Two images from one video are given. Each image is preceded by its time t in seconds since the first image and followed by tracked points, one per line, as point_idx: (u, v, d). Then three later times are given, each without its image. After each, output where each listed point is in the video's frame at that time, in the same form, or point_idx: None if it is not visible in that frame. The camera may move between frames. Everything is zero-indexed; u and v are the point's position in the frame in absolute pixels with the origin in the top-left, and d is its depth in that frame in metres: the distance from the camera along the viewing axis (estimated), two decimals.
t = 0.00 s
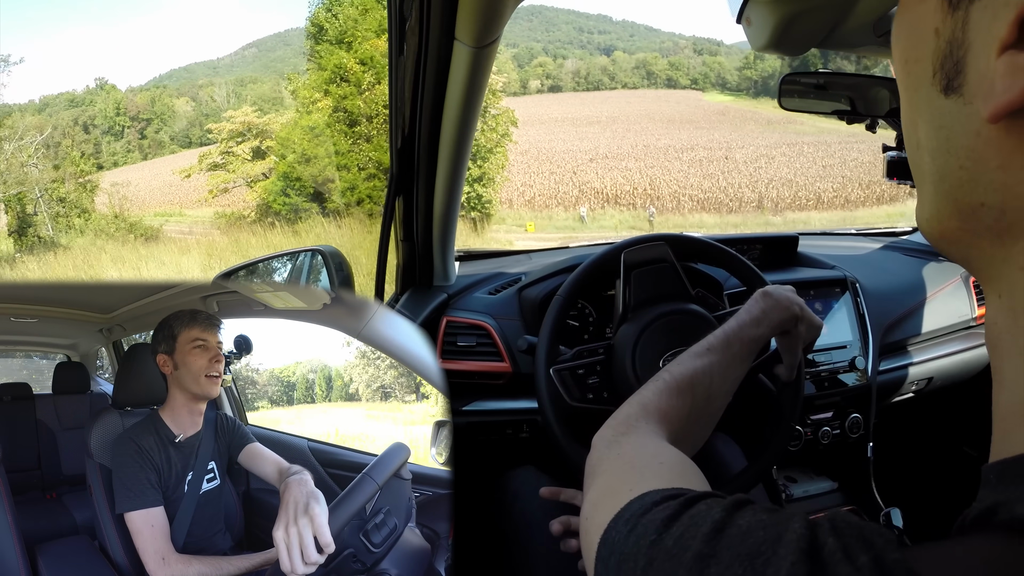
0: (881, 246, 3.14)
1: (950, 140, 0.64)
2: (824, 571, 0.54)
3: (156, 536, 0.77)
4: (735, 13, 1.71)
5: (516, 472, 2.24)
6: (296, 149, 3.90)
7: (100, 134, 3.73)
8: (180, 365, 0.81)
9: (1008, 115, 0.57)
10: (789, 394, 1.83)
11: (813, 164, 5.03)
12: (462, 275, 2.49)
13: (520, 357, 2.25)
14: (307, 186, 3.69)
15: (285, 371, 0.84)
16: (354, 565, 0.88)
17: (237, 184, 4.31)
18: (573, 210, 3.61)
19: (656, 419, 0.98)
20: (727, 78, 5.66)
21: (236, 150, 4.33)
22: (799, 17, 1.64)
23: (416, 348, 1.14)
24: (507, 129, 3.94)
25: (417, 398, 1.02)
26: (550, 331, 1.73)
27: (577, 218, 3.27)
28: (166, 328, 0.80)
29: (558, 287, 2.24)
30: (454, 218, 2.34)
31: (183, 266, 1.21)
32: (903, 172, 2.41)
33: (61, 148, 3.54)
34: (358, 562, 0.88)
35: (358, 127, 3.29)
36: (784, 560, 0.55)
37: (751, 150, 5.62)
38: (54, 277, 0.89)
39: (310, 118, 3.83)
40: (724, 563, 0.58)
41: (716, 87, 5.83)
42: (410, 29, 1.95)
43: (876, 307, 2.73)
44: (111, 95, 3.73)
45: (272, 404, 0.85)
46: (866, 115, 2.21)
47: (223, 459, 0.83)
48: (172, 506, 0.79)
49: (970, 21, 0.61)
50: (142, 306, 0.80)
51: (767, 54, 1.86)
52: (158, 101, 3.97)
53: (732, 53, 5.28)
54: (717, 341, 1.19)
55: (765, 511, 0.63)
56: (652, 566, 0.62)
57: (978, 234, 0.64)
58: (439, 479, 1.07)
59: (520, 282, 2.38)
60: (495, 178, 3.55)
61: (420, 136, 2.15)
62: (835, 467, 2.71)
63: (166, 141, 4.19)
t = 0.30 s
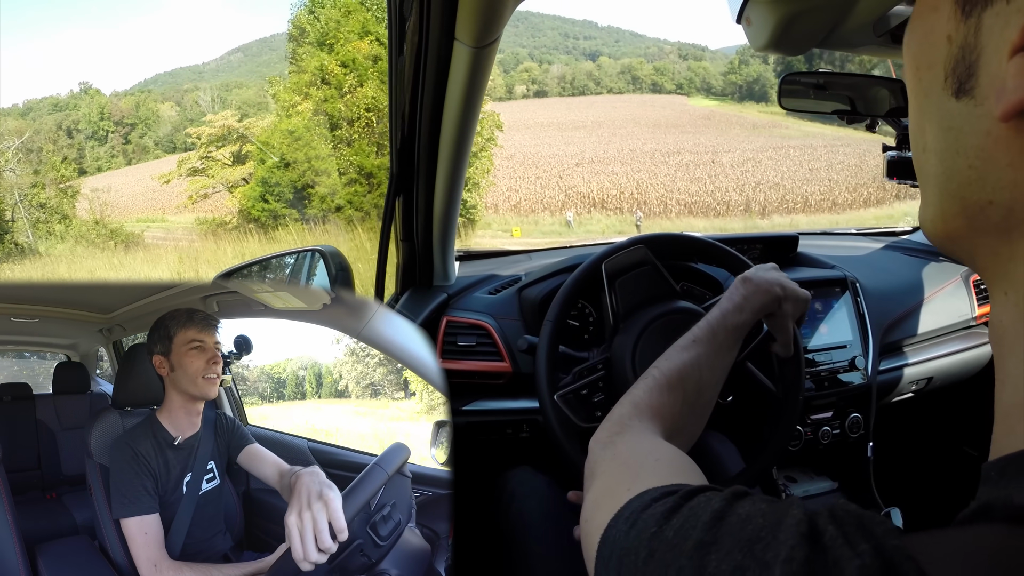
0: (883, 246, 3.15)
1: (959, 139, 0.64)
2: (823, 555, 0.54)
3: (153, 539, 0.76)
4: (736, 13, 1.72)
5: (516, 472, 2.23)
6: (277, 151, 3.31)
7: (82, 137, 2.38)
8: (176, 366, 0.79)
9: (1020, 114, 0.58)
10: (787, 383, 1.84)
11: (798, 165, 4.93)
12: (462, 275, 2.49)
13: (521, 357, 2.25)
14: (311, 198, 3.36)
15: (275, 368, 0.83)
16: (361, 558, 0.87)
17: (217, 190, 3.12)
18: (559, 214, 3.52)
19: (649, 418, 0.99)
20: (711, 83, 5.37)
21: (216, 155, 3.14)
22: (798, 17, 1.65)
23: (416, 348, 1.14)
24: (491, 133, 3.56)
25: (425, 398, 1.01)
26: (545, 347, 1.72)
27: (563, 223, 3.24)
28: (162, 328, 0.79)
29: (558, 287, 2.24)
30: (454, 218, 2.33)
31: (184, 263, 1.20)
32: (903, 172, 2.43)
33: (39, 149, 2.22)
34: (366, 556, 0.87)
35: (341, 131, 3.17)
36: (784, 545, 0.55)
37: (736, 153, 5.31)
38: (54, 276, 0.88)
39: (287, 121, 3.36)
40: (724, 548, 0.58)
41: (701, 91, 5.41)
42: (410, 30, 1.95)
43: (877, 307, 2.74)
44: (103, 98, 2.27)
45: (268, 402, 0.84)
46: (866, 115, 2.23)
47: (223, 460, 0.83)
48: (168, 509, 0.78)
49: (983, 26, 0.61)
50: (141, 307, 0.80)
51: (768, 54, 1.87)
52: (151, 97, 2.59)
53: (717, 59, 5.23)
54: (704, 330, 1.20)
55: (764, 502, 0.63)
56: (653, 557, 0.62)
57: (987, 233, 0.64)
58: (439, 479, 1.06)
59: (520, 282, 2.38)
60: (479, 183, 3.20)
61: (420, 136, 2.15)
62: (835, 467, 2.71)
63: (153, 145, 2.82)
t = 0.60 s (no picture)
0: (884, 246, 3.15)
1: (971, 139, 0.67)
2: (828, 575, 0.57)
3: (149, 535, 0.77)
4: (736, 12, 1.72)
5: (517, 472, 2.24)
6: (253, 154, 2.87)
7: (63, 142, 2.16)
8: (178, 365, 0.79)
9: None
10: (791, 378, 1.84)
11: (787, 162, 4.88)
12: (461, 275, 2.50)
13: (520, 357, 2.25)
14: (294, 198, 3.00)
15: (267, 371, 0.81)
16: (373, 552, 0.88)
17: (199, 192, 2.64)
18: (547, 214, 3.47)
19: (643, 423, 0.99)
20: (698, 79, 5.17)
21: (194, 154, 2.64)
22: (798, 17, 1.64)
23: (416, 348, 1.14)
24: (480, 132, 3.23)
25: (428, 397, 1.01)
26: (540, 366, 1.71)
27: (551, 223, 3.20)
28: (165, 327, 0.79)
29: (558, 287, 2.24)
30: (454, 218, 2.33)
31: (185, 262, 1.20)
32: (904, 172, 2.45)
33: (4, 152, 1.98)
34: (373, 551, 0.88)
35: (319, 130, 2.90)
36: (787, 567, 0.58)
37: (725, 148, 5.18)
38: (53, 277, 0.87)
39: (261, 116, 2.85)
40: (726, 570, 0.60)
41: (688, 88, 5.23)
42: (410, 30, 1.94)
43: (877, 307, 2.75)
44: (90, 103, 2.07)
45: (267, 404, 0.83)
46: (866, 115, 2.23)
47: (222, 460, 0.82)
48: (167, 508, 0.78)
49: (996, 21, 0.63)
50: (141, 307, 0.79)
51: (767, 54, 1.87)
52: (135, 99, 2.27)
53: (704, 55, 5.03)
54: (691, 325, 1.19)
55: (768, 519, 0.65)
56: None
57: (1000, 227, 0.68)
58: (439, 479, 1.08)
59: (519, 282, 2.38)
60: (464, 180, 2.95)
61: (420, 135, 2.14)
62: (835, 467, 2.72)
63: (136, 148, 2.46)
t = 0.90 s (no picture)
0: (882, 246, 3.16)
1: None
2: None
3: (145, 535, 0.76)
4: (736, 12, 1.72)
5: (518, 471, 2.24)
6: (235, 156, 2.73)
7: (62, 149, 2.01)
8: (170, 365, 0.79)
9: None
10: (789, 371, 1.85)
11: (778, 160, 4.79)
12: (461, 276, 2.50)
13: (520, 357, 2.26)
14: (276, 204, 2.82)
15: (259, 371, 0.83)
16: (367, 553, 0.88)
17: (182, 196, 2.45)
18: (537, 214, 3.45)
19: (619, 433, 1.00)
20: (687, 80, 5.31)
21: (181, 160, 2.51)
22: (798, 17, 1.65)
23: (416, 347, 1.15)
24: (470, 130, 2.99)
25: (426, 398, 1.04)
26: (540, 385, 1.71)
27: (542, 223, 3.17)
28: (157, 328, 0.78)
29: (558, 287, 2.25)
30: (454, 219, 2.34)
31: (186, 259, 1.19)
32: (904, 172, 2.44)
33: None
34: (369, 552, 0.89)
35: (304, 131, 2.90)
36: None
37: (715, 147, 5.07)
38: (53, 277, 0.87)
39: (250, 123, 2.76)
40: None
41: (677, 88, 5.34)
42: (410, 29, 1.94)
43: (877, 307, 2.75)
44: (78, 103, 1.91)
45: (263, 404, 0.84)
46: (866, 115, 2.24)
47: (218, 459, 0.82)
48: (164, 507, 0.78)
49: None
50: (141, 306, 0.78)
51: (766, 54, 1.87)
52: (124, 100, 2.17)
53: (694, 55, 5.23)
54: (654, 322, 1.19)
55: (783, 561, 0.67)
56: None
57: None
58: (439, 479, 1.08)
59: (519, 282, 2.38)
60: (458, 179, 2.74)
61: (420, 135, 2.14)
62: (835, 467, 2.72)
63: (123, 150, 2.33)
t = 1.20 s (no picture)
0: (882, 246, 3.16)
1: None
2: None
3: (142, 531, 0.76)
4: (736, 12, 1.73)
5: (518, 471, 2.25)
6: (220, 158, 2.82)
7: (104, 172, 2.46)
8: (167, 365, 0.78)
9: None
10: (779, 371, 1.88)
11: (772, 157, 4.62)
12: (461, 275, 2.51)
13: (521, 357, 2.26)
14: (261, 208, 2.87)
15: (254, 373, 0.82)
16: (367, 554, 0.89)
17: (167, 198, 2.64)
18: (531, 214, 3.44)
19: (568, 495, 1.03)
20: (680, 79, 5.30)
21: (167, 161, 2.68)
22: (799, 17, 1.65)
23: (417, 348, 1.15)
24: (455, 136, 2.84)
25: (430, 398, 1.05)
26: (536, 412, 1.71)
27: (536, 223, 3.17)
28: (154, 331, 0.77)
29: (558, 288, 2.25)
30: (454, 220, 2.34)
31: (185, 260, 1.19)
32: (903, 172, 2.44)
33: None
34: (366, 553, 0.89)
35: (291, 131, 2.85)
36: None
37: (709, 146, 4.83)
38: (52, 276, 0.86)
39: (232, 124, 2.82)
40: None
41: (670, 87, 5.29)
42: (410, 29, 1.94)
43: (877, 307, 2.76)
44: (60, 106, 2.11)
45: (266, 404, 0.84)
46: (866, 115, 2.24)
47: (217, 459, 0.82)
48: (163, 506, 0.78)
49: None
50: (141, 306, 0.78)
51: (766, 54, 1.88)
52: (114, 102, 2.41)
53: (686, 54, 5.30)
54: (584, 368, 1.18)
55: None
56: None
57: None
58: (439, 480, 1.12)
59: (520, 282, 2.38)
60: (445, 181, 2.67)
61: (419, 135, 2.15)
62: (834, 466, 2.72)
63: (114, 152, 2.57)
